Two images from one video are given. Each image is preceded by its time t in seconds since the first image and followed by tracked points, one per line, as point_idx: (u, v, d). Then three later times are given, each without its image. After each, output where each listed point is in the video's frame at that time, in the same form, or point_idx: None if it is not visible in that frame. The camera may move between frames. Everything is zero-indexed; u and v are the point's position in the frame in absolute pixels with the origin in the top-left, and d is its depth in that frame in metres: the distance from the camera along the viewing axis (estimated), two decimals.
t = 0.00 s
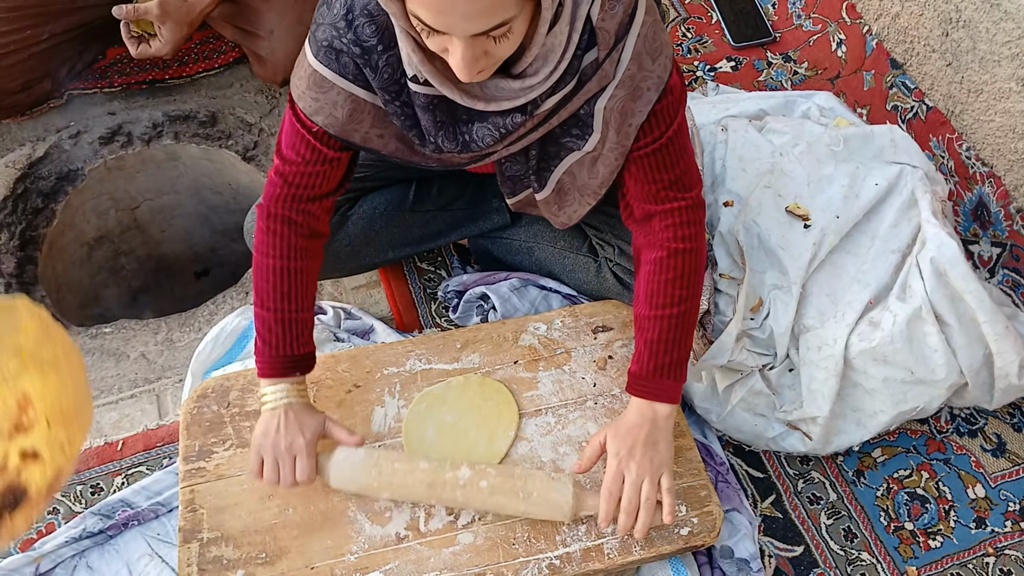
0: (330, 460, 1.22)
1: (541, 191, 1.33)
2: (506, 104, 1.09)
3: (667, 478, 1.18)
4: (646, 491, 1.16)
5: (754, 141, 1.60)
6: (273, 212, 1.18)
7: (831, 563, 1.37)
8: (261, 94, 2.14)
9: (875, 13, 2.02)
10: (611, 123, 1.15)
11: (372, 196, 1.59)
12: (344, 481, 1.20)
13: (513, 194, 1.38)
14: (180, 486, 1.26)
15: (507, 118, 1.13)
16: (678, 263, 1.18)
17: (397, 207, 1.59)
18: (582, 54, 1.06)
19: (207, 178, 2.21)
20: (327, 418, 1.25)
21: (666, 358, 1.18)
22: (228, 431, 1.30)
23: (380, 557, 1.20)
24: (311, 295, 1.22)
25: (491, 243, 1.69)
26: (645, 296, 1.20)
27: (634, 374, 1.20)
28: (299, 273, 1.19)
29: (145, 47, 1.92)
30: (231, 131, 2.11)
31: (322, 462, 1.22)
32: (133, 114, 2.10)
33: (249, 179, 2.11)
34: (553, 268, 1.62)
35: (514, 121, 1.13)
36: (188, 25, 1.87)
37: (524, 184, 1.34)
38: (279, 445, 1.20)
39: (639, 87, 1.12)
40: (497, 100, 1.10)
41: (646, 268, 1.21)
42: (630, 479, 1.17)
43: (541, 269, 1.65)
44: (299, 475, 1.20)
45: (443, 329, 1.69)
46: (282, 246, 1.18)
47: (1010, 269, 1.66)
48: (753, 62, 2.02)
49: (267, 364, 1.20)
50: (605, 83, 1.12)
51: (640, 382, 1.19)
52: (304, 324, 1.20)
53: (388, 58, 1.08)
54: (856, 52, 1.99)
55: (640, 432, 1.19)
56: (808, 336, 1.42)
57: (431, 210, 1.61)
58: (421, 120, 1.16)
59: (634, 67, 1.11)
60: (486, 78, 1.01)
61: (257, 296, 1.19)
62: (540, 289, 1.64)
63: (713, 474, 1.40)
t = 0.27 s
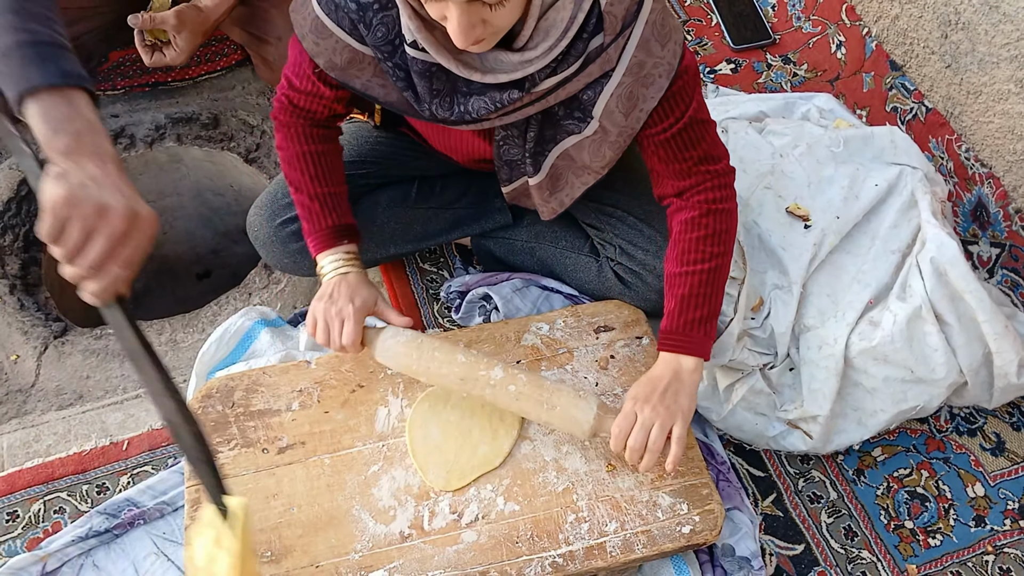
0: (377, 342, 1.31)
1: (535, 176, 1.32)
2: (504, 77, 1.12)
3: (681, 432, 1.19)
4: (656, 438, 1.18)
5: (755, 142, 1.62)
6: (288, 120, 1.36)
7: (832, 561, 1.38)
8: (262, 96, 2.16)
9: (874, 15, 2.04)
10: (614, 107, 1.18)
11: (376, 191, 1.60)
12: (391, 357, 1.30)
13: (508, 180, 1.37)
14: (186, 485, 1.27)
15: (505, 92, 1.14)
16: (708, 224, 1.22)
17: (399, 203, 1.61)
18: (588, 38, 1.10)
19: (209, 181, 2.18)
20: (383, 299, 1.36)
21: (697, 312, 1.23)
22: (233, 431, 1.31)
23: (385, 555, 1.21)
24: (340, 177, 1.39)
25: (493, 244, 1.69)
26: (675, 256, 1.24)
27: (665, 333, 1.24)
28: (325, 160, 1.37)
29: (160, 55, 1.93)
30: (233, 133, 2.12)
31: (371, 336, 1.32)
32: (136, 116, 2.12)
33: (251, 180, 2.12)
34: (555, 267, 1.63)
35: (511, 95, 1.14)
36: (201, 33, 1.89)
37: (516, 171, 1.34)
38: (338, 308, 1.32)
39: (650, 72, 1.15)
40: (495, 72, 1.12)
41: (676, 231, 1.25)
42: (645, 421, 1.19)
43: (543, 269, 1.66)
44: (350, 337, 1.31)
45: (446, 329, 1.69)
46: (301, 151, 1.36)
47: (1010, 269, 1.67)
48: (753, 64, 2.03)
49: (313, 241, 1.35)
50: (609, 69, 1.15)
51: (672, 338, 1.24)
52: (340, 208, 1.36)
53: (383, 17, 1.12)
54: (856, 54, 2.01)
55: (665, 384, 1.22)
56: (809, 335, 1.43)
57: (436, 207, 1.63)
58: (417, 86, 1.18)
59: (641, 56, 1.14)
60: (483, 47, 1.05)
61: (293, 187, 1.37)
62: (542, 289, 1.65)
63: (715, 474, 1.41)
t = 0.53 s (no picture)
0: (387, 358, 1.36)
1: (537, 179, 1.33)
2: (502, 79, 1.11)
3: (652, 462, 1.22)
4: (628, 466, 1.20)
5: (753, 145, 1.63)
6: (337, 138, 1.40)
7: (830, 561, 1.39)
8: (263, 99, 2.18)
9: (872, 18, 2.02)
10: (612, 118, 1.17)
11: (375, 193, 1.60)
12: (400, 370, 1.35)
13: (513, 183, 1.40)
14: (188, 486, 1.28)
15: (505, 96, 1.15)
16: (693, 255, 1.23)
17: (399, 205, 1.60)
18: (589, 45, 1.08)
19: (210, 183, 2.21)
20: (411, 309, 1.41)
21: (677, 344, 1.24)
22: (234, 432, 1.32)
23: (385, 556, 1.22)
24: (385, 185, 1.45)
25: (493, 245, 1.70)
26: (660, 285, 1.25)
27: (646, 361, 1.27)
28: (372, 171, 1.43)
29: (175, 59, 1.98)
30: (235, 136, 2.13)
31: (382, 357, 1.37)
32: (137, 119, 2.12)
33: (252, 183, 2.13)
34: (555, 269, 1.65)
35: (513, 100, 1.15)
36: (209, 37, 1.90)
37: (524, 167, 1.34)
38: (356, 321, 1.37)
39: (648, 85, 1.15)
40: (494, 74, 1.12)
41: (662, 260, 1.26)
42: (618, 451, 1.22)
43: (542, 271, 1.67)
44: (371, 345, 1.36)
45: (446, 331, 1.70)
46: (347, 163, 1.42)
47: (1006, 272, 1.68)
48: (751, 68, 2.04)
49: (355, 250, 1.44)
50: (610, 78, 1.14)
51: (652, 368, 1.25)
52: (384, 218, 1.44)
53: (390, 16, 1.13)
54: (854, 57, 2.02)
55: (638, 411, 1.25)
56: (806, 337, 1.44)
57: (436, 209, 1.62)
58: (424, 87, 1.18)
59: (639, 66, 1.13)
60: (480, 49, 1.05)
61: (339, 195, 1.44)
62: (541, 290, 1.66)
63: (713, 474, 1.42)
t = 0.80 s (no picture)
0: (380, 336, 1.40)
1: (543, 200, 1.34)
2: (506, 110, 1.12)
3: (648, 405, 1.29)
4: (626, 411, 1.27)
5: (751, 148, 1.63)
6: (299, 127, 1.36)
7: (829, 562, 1.40)
8: (263, 102, 2.18)
9: (871, 21, 2.03)
10: (620, 133, 1.19)
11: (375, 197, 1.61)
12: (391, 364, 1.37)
13: (515, 200, 1.41)
14: (188, 488, 1.28)
15: (510, 123, 1.15)
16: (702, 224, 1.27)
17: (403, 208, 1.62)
18: (590, 67, 1.09)
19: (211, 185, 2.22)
20: (394, 292, 1.41)
21: (674, 300, 1.29)
22: (235, 434, 1.33)
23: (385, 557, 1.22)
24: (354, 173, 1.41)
25: (492, 248, 1.70)
26: (666, 241, 1.29)
27: (640, 308, 1.31)
28: (337, 159, 1.39)
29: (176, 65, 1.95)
30: (235, 139, 2.13)
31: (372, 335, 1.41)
32: (138, 122, 2.12)
33: (252, 185, 2.13)
34: (554, 272, 1.65)
35: (517, 128, 1.15)
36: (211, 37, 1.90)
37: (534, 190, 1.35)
38: (342, 317, 1.39)
39: (652, 97, 1.15)
40: (498, 106, 1.12)
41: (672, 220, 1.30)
42: (617, 400, 1.28)
43: (542, 274, 1.68)
44: (360, 339, 1.38)
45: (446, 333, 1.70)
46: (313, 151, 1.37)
47: (1004, 273, 1.68)
48: (750, 70, 2.05)
49: (329, 242, 1.40)
50: (615, 95, 1.15)
51: (644, 316, 1.30)
52: (357, 211, 1.41)
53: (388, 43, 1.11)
54: (853, 59, 2.02)
55: (626, 358, 1.31)
56: (805, 339, 1.44)
57: (436, 212, 1.63)
58: (424, 114, 1.18)
59: (644, 83, 1.14)
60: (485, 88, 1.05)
61: (305, 185, 1.40)
62: (541, 293, 1.67)
63: (713, 475, 1.43)
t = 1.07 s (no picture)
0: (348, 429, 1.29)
1: (540, 211, 1.35)
2: (507, 132, 1.12)
3: (646, 457, 1.23)
4: (628, 471, 1.22)
5: (752, 151, 1.63)
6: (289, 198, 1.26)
7: (830, 565, 1.40)
8: (264, 105, 2.18)
9: (871, 24, 2.03)
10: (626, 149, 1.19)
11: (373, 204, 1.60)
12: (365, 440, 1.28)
13: (515, 213, 1.42)
14: (190, 492, 1.28)
15: (511, 143, 1.15)
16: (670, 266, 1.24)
17: (400, 214, 1.60)
18: (583, 82, 1.09)
19: (211, 188, 2.22)
20: (356, 381, 1.30)
21: (644, 350, 1.25)
22: (236, 438, 1.33)
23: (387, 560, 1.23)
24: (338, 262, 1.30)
25: (494, 251, 1.71)
26: (634, 288, 1.25)
27: (612, 360, 1.27)
28: (322, 249, 1.28)
29: (170, 74, 2.02)
30: (235, 142, 2.13)
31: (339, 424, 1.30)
32: (139, 125, 2.12)
33: (253, 188, 2.13)
34: (555, 276, 1.66)
35: (519, 146, 1.15)
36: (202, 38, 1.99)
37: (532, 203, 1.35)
38: (300, 410, 1.27)
39: (635, 114, 1.15)
40: (499, 129, 1.12)
41: (637, 264, 1.26)
42: (612, 462, 1.22)
43: (543, 277, 1.69)
44: (319, 434, 1.27)
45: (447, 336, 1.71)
46: (297, 232, 1.27)
47: (1005, 277, 1.69)
48: (751, 73, 2.05)
49: (304, 330, 1.27)
50: (607, 110, 1.14)
51: (619, 367, 1.25)
52: (338, 305, 1.28)
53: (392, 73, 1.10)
54: (853, 63, 2.03)
55: (614, 412, 1.25)
56: (806, 343, 1.44)
57: (435, 218, 1.62)
58: (428, 138, 1.18)
59: (633, 97, 1.13)
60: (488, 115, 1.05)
61: (286, 270, 1.28)
62: (542, 296, 1.68)
63: (714, 479, 1.43)
